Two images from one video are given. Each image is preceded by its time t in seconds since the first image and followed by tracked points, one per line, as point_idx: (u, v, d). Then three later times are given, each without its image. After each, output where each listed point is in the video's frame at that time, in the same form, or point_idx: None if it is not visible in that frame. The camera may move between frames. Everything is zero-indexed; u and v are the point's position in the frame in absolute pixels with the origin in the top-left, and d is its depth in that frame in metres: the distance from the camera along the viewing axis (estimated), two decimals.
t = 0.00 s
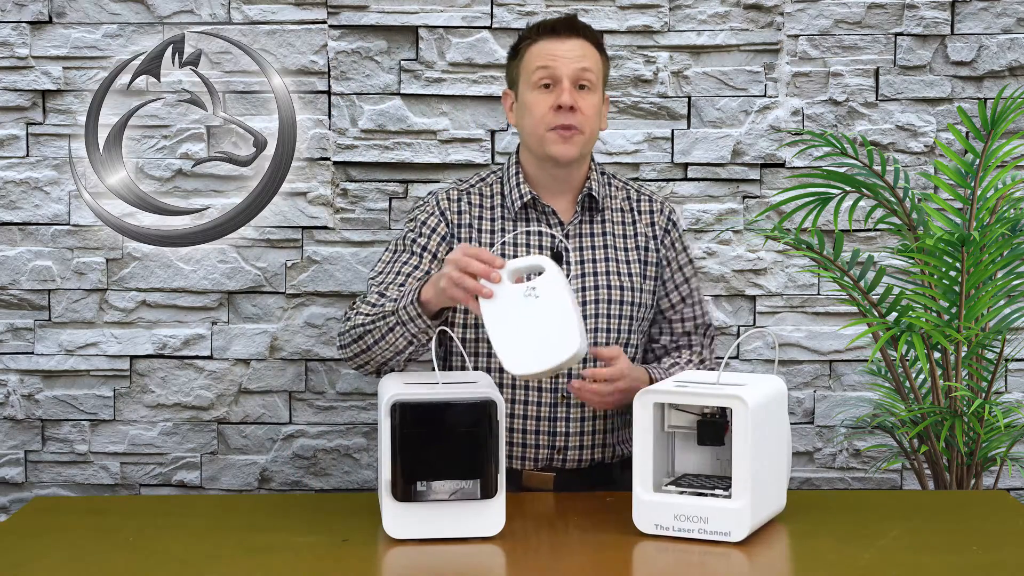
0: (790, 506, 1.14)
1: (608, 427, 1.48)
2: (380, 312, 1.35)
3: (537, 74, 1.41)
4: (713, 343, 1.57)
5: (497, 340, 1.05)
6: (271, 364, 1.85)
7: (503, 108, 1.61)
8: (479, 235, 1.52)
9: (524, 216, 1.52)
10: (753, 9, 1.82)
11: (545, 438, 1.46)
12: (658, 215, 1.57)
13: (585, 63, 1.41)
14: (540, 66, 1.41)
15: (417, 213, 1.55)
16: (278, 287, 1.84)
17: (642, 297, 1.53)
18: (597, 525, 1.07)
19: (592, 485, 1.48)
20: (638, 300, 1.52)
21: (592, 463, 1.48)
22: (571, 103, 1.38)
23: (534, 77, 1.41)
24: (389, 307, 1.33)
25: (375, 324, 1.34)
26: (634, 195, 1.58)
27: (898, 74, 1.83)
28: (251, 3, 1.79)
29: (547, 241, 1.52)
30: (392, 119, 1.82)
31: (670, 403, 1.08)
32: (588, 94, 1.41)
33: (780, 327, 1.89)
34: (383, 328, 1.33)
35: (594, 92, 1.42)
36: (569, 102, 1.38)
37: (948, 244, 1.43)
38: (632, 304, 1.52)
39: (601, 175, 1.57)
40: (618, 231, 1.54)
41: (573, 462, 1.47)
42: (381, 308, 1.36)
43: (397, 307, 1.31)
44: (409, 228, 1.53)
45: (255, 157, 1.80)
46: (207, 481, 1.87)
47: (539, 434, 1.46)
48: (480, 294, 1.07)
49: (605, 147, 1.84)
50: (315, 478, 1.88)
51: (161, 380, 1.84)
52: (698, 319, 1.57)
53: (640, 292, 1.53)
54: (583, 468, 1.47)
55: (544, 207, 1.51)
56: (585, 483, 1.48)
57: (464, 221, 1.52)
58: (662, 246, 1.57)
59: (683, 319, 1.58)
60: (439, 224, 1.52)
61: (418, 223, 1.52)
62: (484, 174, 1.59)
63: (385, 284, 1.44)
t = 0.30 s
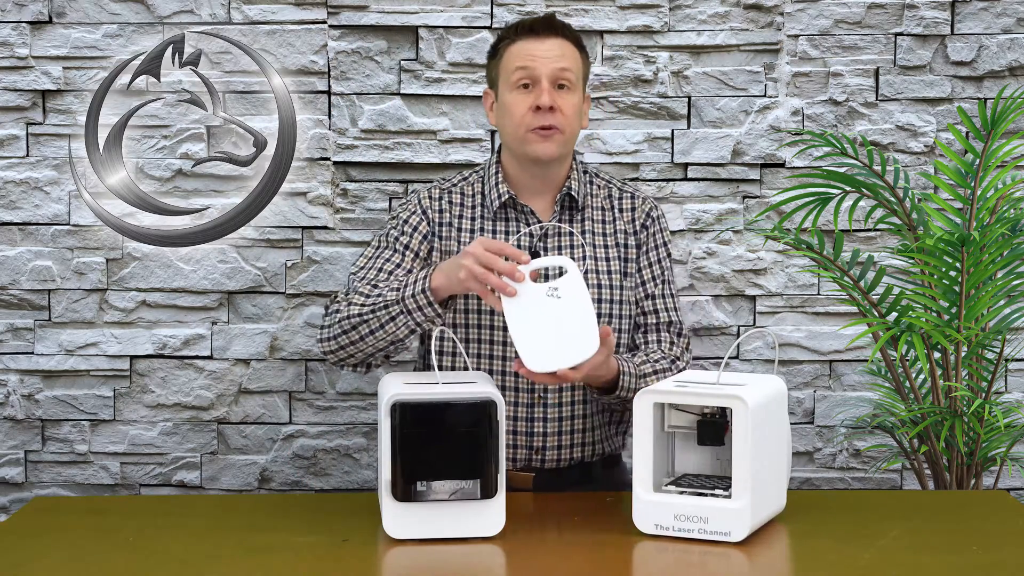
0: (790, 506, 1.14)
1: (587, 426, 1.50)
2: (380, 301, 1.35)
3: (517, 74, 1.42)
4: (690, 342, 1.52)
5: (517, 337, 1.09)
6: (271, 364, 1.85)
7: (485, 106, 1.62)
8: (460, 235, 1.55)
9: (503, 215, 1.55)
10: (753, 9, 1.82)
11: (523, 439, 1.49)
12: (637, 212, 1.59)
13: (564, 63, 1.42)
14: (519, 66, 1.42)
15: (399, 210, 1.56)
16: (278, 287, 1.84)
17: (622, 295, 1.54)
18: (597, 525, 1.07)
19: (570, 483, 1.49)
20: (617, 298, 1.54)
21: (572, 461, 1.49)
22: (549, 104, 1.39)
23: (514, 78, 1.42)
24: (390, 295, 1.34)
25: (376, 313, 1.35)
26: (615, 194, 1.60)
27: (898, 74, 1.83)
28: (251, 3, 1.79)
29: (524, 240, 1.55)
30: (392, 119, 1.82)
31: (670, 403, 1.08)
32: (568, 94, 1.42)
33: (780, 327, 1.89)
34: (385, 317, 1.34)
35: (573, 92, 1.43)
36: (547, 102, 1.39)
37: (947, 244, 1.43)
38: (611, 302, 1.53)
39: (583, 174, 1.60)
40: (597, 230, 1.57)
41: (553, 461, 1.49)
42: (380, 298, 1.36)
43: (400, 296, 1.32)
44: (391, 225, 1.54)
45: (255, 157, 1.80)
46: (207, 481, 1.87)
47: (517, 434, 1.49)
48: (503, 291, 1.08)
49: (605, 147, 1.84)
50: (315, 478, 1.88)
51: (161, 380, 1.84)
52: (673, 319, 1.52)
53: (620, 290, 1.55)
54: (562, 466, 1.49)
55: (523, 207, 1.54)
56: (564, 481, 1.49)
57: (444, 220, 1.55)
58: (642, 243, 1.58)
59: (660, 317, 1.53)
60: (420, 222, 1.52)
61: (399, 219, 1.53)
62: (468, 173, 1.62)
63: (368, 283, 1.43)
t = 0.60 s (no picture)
0: (790, 506, 1.15)
1: (571, 430, 1.49)
2: (376, 314, 1.33)
3: (496, 79, 1.41)
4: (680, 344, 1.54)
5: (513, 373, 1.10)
6: (271, 364, 1.85)
7: (470, 108, 1.62)
8: (446, 238, 1.54)
9: (489, 219, 1.54)
10: (753, 9, 1.82)
11: (509, 442, 1.48)
12: (626, 215, 1.58)
13: (543, 66, 1.41)
14: (498, 71, 1.41)
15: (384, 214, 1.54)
16: (278, 287, 1.84)
17: (609, 301, 1.54)
18: (596, 525, 1.07)
19: (557, 486, 1.49)
20: (605, 303, 1.53)
21: (558, 466, 1.49)
22: (528, 110, 1.38)
23: (492, 83, 1.41)
24: (387, 309, 1.32)
25: (372, 326, 1.33)
26: (603, 196, 1.59)
27: (898, 74, 1.83)
28: (251, 3, 1.79)
29: (510, 245, 1.54)
30: (392, 119, 1.82)
31: (670, 403, 1.08)
32: (548, 97, 1.41)
33: (780, 327, 1.89)
34: (382, 330, 1.32)
35: (553, 95, 1.42)
36: (526, 108, 1.39)
37: (947, 244, 1.43)
38: (598, 307, 1.53)
39: (570, 174, 1.58)
40: (584, 233, 1.56)
41: (538, 464, 1.48)
42: (375, 310, 1.34)
43: (398, 310, 1.30)
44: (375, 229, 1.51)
45: (255, 157, 1.80)
46: (207, 481, 1.87)
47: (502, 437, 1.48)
48: (502, 326, 1.09)
49: (605, 147, 1.84)
50: (315, 478, 1.88)
51: (161, 380, 1.84)
52: (666, 322, 1.53)
53: (608, 296, 1.54)
54: (548, 469, 1.48)
55: (508, 212, 1.53)
56: (549, 484, 1.49)
57: (429, 224, 1.53)
58: (629, 247, 1.57)
59: (650, 322, 1.54)
60: (406, 227, 1.51)
61: (384, 224, 1.51)
62: (453, 175, 1.60)
63: (355, 292, 1.43)
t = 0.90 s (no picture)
0: (790, 506, 1.15)
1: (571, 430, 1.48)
2: (385, 335, 1.34)
3: (492, 77, 1.42)
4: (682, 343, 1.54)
5: (519, 389, 1.09)
6: (271, 364, 1.85)
7: (467, 109, 1.61)
8: (443, 239, 1.53)
9: (487, 218, 1.54)
10: (753, 9, 1.82)
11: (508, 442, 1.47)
12: (623, 215, 1.57)
13: (538, 63, 1.41)
14: (493, 69, 1.41)
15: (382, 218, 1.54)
16: (278, 287, 1.84)
17: (609, 299, 1.54)
18: (596, 525, 1.07)
19: (556, 484, 1.49)
20: (603, 303, 1.53)
21: (556, 465, 1.49)
22: (524, 106, 1.39)
23: (488, 81, 1.42)
24: (396, 330, 1.33)
25: (383, 348, 1.33)
26: (600, 196, 1.59)
27: (898, 74, 1.83)
28: (251, 3, 1.79)
29: (509, 244, 1.53)
30: (392, 119, 1.82)
31: (670, 403, 1.08)
32: (544, 94, 1.41)
33: (780, 327, 1.89)
34: (393, 352, 1.33)
35: (549, 92, 1.42)
36: (522, 104, 1.39)
37: (947, 244, 1.43)
38: (597, 307, 1.53)
39: (567, 176, 1.58)
40: (582, 233, 1.55)
41: (537, 464, 1.48)
42: (384, 331, 1.34)
43: (408, 331, 1.31)
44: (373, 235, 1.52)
45: (255, 157, 1.80)
46: (207, 481, 1.87)
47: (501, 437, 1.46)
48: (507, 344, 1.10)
49: (605, 147, 1.84)
50: (315, 478, 1.88)
51: (161, 380, 1.84)
52: (667, 320, 1.53)
53: (607, 295, 1.54)
54: (546, 469, 1.48)
55: (507, 211, 1.53)
56: (549, 484, 1.49)
57: (427, 227, 1.53)
58: (627, 247, 1.56)
59: (651, 322, 1.54)
60: (405, 231, 1.51)
61: (381, 231, 1.51)
62: (452, 176, 1.60)
63: (362, 309, 1.43)
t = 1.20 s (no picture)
0: (789, 506, 1.15)
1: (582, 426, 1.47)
2: (366, 323, 1.35)
3: (499, 73, 1.41)
4: (694, 342, 1.51)
5: (530, 385, 1.11)
6: (271, 364, 1.85)
7: (474, 113, 1.61)
8: (450, 236, 1.52)
9: (496, 215, 1.51)
10: (753, 9, 1.82)
11: (519, 437, 1.46)
12: (633, 214, 1.55)
13: (544, 56, 1.41)
14: (500, 65, 1.41)
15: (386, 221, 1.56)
16: (278, 287, 1.84)
17: (619, 296, 1.51)
18: (597, 526, 1.07)
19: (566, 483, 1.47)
20: (614, 299, 1.50)
21: (567, 461, 1.47)
22: (534, 97, 1.38)
23: (496, 77, 1.41)
24: (373, 315, 1.35)
25: (364, 335, 1.34)
26: (610, 195, 1.57)
27: (898, 75, 1.83)
28: (251, 3, 1.79)
29: (520, 238, 1.51)
30: (392, 119, 1.82)
31: (670, 403, 1.08)
32: (552, 86, 1.41)
33: (780, 327, 1.89)
34: (373, 338, 1.33)
35: (557, 84, 1.42)
36: (532, 96, 1.38)
37: (947, 244, 1.43)
38: (608, 303, 1.50)
39: (576, 174, 1.56)
40: (592, 230, 1.53)
41: (547, 460, 1.46)
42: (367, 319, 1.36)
43: (383, 315, 1.31)
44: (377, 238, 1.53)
45: (255, 157, 1.80)
46: (207, 481, 1.87)
47: (513, 432, 1.46)
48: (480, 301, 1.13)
49: (605, 147, 1.84)
50: (315, 478, 1.88)
51: (161, 380, 1.84)
52: (679, 318, 1.50)
53: (617, 291, 1.51)
54: (557, 464, 1.46)
55: (518, 207, 1.50)
56: (558, 483, 1.47)
57: (433, 224, 1.53)
58: (637, 247, 1.54)
59: (662, 320, 1.51)
60: (408, 231, 1.52)
61: (385, 233, 1.52)
62: (461, 177, 1.59)
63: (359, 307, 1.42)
